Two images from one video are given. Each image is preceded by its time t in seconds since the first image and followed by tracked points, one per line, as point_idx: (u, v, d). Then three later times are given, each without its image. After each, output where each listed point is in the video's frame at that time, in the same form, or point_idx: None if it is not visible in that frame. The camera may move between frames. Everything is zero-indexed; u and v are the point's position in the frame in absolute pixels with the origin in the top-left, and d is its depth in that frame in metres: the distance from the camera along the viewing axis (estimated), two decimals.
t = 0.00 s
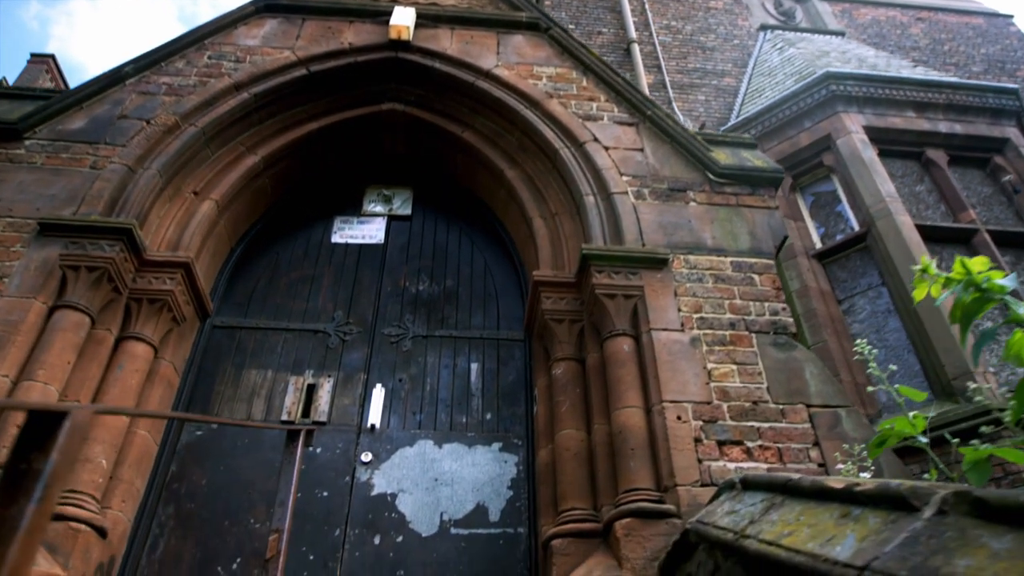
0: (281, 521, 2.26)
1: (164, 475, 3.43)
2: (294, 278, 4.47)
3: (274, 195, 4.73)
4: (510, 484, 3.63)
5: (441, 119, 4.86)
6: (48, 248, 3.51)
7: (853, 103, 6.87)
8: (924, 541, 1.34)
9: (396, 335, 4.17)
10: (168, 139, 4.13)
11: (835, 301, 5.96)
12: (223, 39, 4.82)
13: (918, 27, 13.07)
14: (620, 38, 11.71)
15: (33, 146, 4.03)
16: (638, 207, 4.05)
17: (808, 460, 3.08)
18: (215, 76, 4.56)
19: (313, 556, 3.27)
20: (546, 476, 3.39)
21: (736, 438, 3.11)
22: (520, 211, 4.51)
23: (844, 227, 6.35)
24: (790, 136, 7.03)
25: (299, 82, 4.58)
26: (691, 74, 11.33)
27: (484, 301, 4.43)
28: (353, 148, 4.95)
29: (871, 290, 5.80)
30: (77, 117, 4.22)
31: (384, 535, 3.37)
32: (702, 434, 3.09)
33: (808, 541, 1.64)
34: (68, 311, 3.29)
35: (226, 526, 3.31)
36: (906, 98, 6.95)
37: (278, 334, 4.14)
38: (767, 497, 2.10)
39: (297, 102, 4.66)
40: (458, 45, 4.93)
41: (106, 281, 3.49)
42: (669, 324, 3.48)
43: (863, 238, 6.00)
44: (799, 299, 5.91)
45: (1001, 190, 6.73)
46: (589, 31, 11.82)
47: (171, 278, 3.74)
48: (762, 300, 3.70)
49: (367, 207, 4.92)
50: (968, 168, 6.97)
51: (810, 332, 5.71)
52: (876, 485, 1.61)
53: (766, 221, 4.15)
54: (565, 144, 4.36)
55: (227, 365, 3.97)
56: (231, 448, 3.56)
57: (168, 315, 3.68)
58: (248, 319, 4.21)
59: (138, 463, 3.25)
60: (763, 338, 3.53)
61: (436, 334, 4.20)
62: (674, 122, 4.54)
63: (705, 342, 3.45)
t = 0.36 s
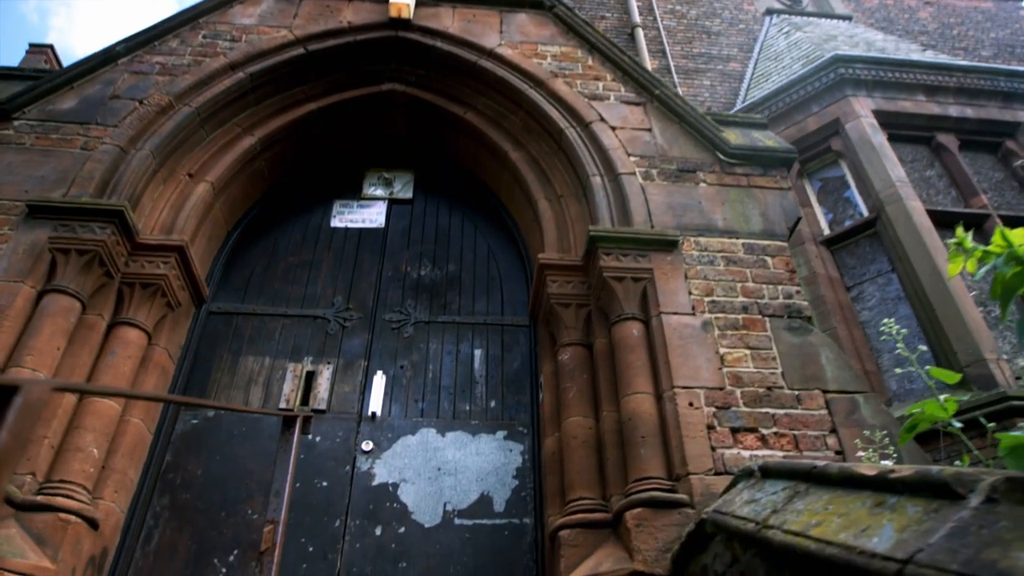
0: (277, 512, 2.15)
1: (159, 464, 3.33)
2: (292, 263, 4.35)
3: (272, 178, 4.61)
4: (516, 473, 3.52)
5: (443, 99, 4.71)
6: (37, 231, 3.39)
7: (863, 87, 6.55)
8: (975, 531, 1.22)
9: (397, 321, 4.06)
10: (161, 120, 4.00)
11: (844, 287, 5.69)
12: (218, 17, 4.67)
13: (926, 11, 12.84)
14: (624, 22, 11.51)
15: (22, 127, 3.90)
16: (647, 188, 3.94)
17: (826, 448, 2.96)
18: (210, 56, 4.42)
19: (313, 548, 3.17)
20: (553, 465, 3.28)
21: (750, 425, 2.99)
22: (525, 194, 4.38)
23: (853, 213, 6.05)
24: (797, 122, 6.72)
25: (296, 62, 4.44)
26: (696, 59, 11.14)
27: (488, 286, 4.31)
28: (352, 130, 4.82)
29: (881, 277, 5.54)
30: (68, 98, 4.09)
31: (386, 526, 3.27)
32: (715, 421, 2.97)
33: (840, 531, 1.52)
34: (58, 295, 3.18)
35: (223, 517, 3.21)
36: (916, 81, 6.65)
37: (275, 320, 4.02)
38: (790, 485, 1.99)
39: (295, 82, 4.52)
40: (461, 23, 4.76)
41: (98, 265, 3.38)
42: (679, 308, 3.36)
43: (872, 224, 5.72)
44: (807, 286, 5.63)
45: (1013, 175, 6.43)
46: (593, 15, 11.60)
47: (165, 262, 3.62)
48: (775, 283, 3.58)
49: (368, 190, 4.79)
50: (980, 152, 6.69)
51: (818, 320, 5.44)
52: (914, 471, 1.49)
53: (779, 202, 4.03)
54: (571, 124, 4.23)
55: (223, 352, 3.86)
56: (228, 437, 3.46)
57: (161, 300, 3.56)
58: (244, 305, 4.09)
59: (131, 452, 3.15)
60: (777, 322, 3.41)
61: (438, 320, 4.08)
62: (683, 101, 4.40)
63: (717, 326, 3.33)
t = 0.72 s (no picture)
0: (271, 504, 2.05)
1: (152, 455, 3.23)
2: (290, 249, 4.24)
3: (268, 163, 4.48)
4: (520, 464, 3.42)
5: (444, 81, 4.58)
6: (25, 215, 3.28)
7: (871, 71, 6.29)
8: None
9: (398, 309, 3.94)
10: (154, 101, 3.88)
11: (852, 275, 5.48)
12: None
13: None
14: (627, 8, 11.33)
15: (10, 109, 3.79)
16: (655, 170, 3.82)
17: (843, 437, 2.85)
18: (204, 36, 4.28)
19: (312, 542, 3.08)
20: (559, 455, 3.17)
21: (764, 413, 2.88)
22: (529, 177, 4.25)
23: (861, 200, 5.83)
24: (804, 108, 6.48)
25: (293, 42, 4.30)
26: (701, 45, 10.97)
27: (491, 273, 4.19)
28: (350, 113, 4.69)
29: (890, 264, 5.34)
30: (58, 79, 3.97)
31: (386, 519, 3.17)
32: (728, 410, 2.86)
33: (873, 526, 1.41)
34: (46, 281, 3.07)
35: (219, 510, 3.11)
36: (926, 66, 6.37)
37: (273, 308, 3.91)
38: (813, 476, 1.88)
39: (292, 64, 4.39)
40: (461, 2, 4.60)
41: (88, 250, 3.27)
42: (690, 293, 3.24)
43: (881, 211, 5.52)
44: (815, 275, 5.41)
45: None
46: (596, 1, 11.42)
47: (157, 247, 3.50)
48: (789, 268, 3.45)
49: (367, 175, 4.67)
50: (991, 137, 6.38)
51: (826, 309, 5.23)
52: (954, 460, 1.38)
53: (791, 185, 3.90)
54: (576, 106, 4.10)
55: (218, 340, 3.75)
56: (224, 427, 3.36)
57: (154, 287, 3.45)
58: (241, 292, 3.98)
59: (123, 443, 3.04)
60: (791, 307, 3.29)
61: (440, 307, 3.97)
62: (691, 82, 4.27)
63: (728, 312, 3.22)
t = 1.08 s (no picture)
0: (265, 499, 1.93)
1: (145, 448, 3.13)
2: (287, 236, 4.13)
3: (264, 148, 4.36)
4: (525, 456, 3.31)
5: (445, 63, 4.45)
6: (12, 200, 3.16)
7: (881, 56, 6.02)
8: None
9: (399, 297, 3.83)
10: (147, 83, 3.75)
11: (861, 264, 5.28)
12: None
13: None
14: None
15: None
16: (663, 152, 3.70)
17: (861, 428, 2.74)
18: (198, 17, 4.15)
19: (310, 536, 2.98)
20: (565, 447, 3.07)
21: (778, 403, 2.77)
22: (533, 162, 4.13)
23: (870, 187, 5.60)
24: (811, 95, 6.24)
25: (289, 23, 4.17)
26: (706, 31, 10.78)
27: (494, 259, 4.08)
28: (349, 97, 4.55)
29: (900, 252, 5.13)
30: (47, 61, 3.85)
31: (387, 513, 3.07)
32: (741, 399, 2.75)
33: (910, 523, 1.30)
34: (33, 267, 2.96)
35: (215, 504, 3.02)
36: (936, 50, 6.09)
37: (270, 296, 3.80)
38: (838, 469, 1.77)
39: (289, 45, 4.26)
40: None
41: (77, 236, 3.16)
42: (701, 279, 3.13)
43: (891, 198, 5.29)
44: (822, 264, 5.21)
45: None
46: None
47: (150, 233, 3.38)
48: (802, 253, 3.34)
49: (367, 160, 4.55)
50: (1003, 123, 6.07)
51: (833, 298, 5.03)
52: (1000, 451, 1.26)
53: (804, 168, 3.77)
54: (581, 87, 3.97)
55: (214, 329, 3.65)
56: (220, 419, 3.26)
57: (147, 274, 3.34)
58: (237, 280, 3.87)
59: (115, 436, 2.94)
60: (805, 294, 3.18)
61: (441, 295, 3.86)
62: (699, 63, 4.14)
63: (741, 299, 3.10)
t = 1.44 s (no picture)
0: (255, 495, 1.84)
1: (137, 440, 3.04)
2: (284, 223, 4.02)
3: (260, 132, 4.25)
4: (529, 448, 3.21)
5: (444, 45, 4.31)
6: None
7: (890, 42, 5.76)
8: None
9: (398, 286, 3.73)
10: (138, 65, 3.64)
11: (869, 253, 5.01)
12: None
13: None
14: None
15: None
16: (671, 135, 3.58)
17: (878, 419, 2.63)
18: None
19: (307, 531, 2.88)
20: (570, 438, 2.96)
21: (792, 393, 2.66)
22: (537, 145, 4.01)
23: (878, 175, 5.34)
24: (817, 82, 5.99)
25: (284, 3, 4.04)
26: (711, 18, 10.59)
27: (496, 246, 3.97)
28: (346, 80, 4.42)
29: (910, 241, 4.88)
30: (35, 42, 3.74)
31: (387, 506, 2.98)
32: (754, 389, 2.65)
33: (951, 521, 1.19)
34: (19, 253, 2.86)
35: (209, 498, 2.92)
36: (946, 36, 5.82)
37: (265, 284, 3.70)
38: (863, 461, 1.66)
39: (285, 27, 4.14)
40: None
41: (64, 221, 3.05)
42: (711, 265, 3.02)
43: (902, 185, 5.03)
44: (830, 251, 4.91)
45: None
46: None
47: (141, 219, 3.28)
48: (816, 239, 3.22)
49: (366, 145, 4.43)
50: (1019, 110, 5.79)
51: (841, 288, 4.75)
52: None
53: (816, 151, 3.65)
54: (585, 69, 3.85)
55: (209, 318, 3.54)
56: (214, 411, 3.16)
57: (137, 261, 3.23)
58: (233, 269, 3.77)
59: (105, 428, 2.85)
60: (820, 280, 3.06)
61: (442, 283, 3.75)
62: (708, 43, 4.00)
63: (753, 286, 2.99)
